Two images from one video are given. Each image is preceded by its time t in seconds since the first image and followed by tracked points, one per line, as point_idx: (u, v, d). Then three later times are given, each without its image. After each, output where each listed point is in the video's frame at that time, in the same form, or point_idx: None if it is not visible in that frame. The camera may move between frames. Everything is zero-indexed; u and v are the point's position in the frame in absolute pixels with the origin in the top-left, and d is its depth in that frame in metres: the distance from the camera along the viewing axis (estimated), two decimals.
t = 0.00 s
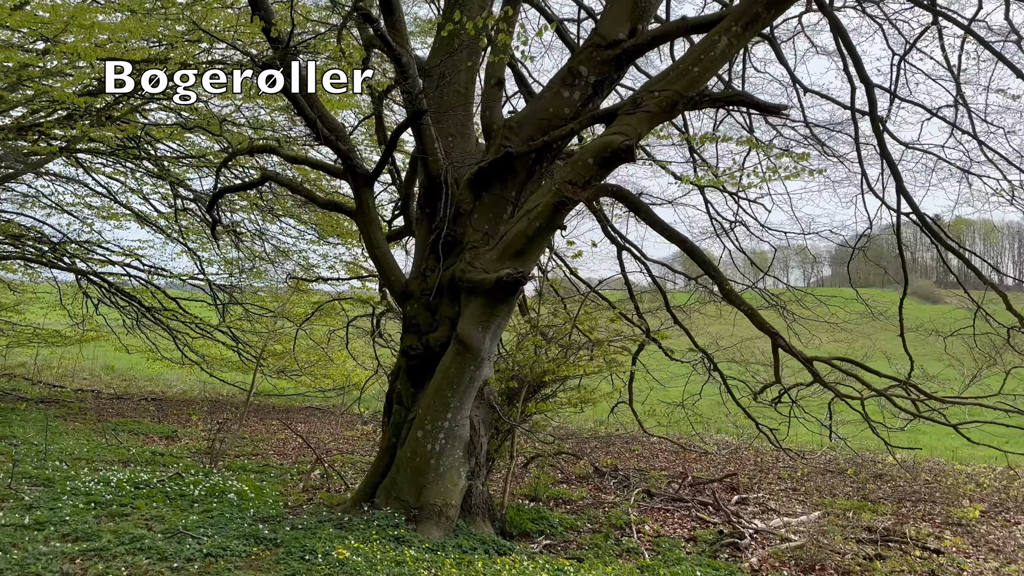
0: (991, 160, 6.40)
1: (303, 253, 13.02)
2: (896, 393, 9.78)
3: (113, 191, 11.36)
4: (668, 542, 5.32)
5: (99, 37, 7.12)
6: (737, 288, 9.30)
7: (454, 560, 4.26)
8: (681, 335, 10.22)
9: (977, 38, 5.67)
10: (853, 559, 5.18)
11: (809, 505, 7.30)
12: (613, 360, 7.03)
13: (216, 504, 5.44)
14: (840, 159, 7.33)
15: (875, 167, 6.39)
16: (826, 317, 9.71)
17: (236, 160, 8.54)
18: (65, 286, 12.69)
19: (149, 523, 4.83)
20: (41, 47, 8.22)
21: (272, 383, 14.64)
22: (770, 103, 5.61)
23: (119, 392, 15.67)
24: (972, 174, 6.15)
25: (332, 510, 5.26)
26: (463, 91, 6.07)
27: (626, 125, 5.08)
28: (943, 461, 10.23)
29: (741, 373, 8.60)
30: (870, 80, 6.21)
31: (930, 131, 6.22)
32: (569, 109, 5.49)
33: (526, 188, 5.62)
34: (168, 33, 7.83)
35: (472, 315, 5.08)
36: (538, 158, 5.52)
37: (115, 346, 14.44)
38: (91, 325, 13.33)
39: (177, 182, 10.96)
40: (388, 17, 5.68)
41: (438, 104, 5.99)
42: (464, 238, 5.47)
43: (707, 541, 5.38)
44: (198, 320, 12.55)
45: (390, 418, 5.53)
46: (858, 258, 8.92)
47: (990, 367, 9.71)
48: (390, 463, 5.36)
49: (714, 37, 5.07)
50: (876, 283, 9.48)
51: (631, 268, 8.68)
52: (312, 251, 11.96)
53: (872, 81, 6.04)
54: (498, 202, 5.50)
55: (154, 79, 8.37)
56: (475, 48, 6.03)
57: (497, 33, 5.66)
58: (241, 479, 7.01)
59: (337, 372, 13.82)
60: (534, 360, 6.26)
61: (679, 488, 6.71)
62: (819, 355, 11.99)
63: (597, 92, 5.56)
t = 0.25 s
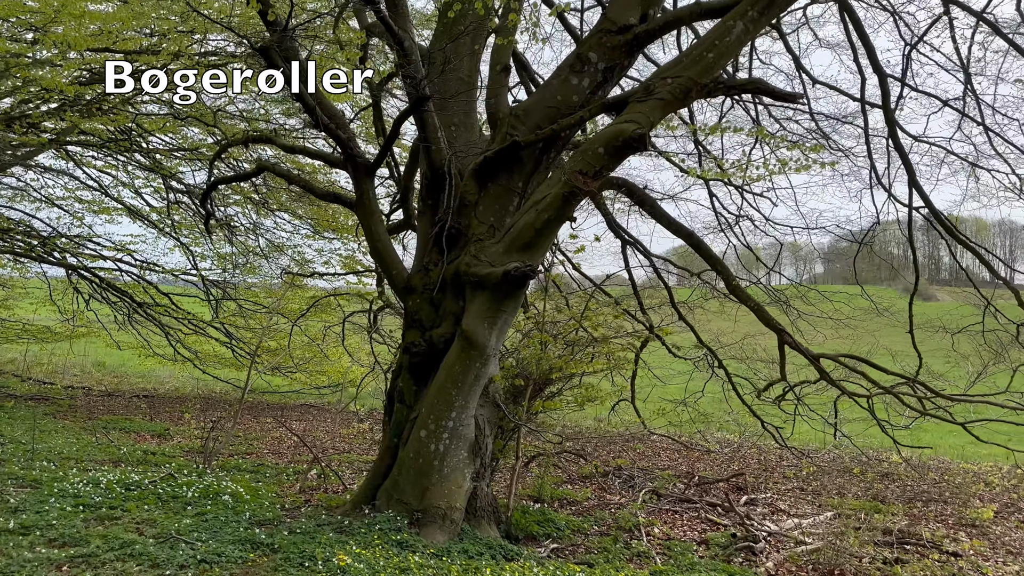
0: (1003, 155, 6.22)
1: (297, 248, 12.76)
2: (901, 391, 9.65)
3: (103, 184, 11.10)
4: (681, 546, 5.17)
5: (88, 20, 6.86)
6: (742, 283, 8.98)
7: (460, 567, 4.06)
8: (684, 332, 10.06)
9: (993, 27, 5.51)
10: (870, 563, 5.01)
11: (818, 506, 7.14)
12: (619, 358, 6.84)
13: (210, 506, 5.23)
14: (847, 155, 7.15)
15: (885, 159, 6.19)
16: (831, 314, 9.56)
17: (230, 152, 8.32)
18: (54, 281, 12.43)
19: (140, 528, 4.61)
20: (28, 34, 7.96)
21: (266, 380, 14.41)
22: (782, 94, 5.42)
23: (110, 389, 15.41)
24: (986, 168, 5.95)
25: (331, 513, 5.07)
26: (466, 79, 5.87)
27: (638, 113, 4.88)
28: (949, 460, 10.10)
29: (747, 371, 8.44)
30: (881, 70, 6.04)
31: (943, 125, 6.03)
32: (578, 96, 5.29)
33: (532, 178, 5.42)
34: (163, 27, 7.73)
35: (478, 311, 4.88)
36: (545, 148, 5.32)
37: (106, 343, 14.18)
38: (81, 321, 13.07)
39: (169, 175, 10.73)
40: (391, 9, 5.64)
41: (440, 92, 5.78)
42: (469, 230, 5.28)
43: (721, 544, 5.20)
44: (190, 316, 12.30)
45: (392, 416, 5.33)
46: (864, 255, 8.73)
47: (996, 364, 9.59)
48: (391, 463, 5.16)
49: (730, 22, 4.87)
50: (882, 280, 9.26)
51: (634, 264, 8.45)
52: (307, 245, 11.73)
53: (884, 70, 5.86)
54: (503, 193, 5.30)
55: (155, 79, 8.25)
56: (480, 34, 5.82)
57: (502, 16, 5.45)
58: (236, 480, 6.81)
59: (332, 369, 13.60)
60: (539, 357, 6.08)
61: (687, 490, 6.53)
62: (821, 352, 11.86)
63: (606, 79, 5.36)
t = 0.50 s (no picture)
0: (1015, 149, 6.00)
1: (289, 243, 12.46)
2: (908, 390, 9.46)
3: (90, 176, 10.76)
4: (695, 555, 4.94)
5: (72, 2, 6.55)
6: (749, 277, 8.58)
7: None
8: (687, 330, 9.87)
9: (1012, 14, 5.30)
10: (891, 573, 4.79)
11: (829, 510, 6.93)
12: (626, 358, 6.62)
13: (200, 514, 4.97)
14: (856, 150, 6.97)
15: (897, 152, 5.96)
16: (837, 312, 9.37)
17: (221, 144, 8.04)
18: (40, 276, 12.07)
19: (127, 537, 4.35)
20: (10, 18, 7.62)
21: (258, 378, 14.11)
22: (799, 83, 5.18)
23: (97, 387, 15.05)
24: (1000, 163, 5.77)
25: (330, 520, 4.83)
26: (469, 66, 5.61)
27: (652, 99, 4.64)
28: (953, 460, 9.97)
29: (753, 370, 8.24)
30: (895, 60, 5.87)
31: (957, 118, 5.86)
32: (588, 83, 5.04)
33: (540, 169, 5.17)
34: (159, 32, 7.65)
35: (484, 308, 4.63)
36: (554, 137, 5.07)
37: (93, 339, 13.83)
38: (67, 317, 12.72)
39: (158, 168, 10.43)
40: None
41: (443, 78, 5.52)
42: (474, 223, 5.03)
43: (736, 552, 4.99)
44: (180, 313, 11.99)
45: (392, 419, 5.08)
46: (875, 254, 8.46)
47: (1003, 363, 9.43)
48: (392, 468, 4.92)
49: (748, 5, 4.64)
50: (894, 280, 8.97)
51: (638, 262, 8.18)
52: (300, 240, 11.41)
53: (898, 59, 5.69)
54: (510, 184, 5.05)
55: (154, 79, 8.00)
56: (484, 18, 5.56)
57: None
58: (228, 484, 6.53)
59: (326, 367, 13.33)
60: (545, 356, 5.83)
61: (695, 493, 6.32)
62: (824, 350, 11.68)
63: (618, 66, 5.12)
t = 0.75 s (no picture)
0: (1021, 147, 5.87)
1: (280, 240, 12.21)
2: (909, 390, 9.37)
3: (75, 170, 10.46)
4: (706, 563, 4.80)
5: None
6: (752, 276, 8.34)
7: None
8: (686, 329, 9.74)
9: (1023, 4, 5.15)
10: None
11: (835, 513, 6.80)
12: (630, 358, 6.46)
13: (192, 522, 4.75)
14: (859, 147, 6.85)
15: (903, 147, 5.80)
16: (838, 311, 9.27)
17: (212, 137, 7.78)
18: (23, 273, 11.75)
19: (115, 549, 4.14)
20: None
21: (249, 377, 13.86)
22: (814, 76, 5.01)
23: (83, 385, 14.72)
24: (1007, 162, 5.70)
25: (328, 529, 4.64)
26: (472, 55, 5.41)
27: (665, 91, 4.47)
28: (953, 460, 9.92)
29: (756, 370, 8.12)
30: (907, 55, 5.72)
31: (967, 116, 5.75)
32: (597, 74, 4.87)
33: (547, 163, 4.98)
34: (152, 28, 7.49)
35: (489, 308, 4.44)
36: (561, 131, 4.88)
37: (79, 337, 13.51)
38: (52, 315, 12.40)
39: (146, 163, 10.15)
40: None
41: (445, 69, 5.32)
42: (478, 220, 4.85)
43: (748, 561, 4.84)
44: (168, 310, 11.72)
45: (393, 422, 4.89)
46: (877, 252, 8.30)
47: (1004, 363, 9.36)
48: (393, 475, 4.73)
49: None
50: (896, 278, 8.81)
51: (639, 261, 7.93)
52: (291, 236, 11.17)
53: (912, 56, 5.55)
54: (515, 179, 4.87)
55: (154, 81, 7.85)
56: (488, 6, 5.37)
57: None
58: (219, 489, 6.32)
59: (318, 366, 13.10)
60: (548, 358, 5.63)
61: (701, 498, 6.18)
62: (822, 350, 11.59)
63: (628, 56, 4.94)
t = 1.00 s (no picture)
0: None
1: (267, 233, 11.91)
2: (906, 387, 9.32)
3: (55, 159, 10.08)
4: (717, 565, 4.67)
5: None
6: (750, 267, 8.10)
7: None
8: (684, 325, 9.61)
9: None
10: None
11: (840, 511, 6.69)
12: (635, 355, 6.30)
13: (181, 527, 4.51)
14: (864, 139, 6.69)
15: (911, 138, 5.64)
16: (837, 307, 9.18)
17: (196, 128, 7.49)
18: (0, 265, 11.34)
19: (100, 556, 3.89)
20: None
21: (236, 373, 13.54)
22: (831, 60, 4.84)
23: (63, 381, 14.31)
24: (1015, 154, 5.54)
25: (326, 533, 4.43)
26: (475, 38, 5.19)
27: (680, 74, 4.28)
28: (948, 455, 9.91)
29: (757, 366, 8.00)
30: (918, 42, 5.49)
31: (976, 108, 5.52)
32: (607, 57, 4.67)
33: (554, 150, 4.79)
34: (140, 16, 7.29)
35: (497, 301, 4.24)
36: (570, 117, 4.69)
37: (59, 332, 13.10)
38: (30, 308, 11.99)
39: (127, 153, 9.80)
40: None
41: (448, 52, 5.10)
42: (484, 209, 4.64)
43: (762, 563, 4.70)
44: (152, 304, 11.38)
45: (394, 421, 4.68)
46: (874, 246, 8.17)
47: (1001, 358, 9.33)
48: (394, 476, 4.52)
49: None
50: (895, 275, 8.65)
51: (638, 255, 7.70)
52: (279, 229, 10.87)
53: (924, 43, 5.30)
54: (522, 167, 4.67)
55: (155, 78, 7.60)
56: None
57: None
58: (209, 490, 6.07)
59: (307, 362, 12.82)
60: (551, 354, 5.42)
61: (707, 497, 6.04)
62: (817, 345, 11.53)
63: (639, 40, 4.75)
